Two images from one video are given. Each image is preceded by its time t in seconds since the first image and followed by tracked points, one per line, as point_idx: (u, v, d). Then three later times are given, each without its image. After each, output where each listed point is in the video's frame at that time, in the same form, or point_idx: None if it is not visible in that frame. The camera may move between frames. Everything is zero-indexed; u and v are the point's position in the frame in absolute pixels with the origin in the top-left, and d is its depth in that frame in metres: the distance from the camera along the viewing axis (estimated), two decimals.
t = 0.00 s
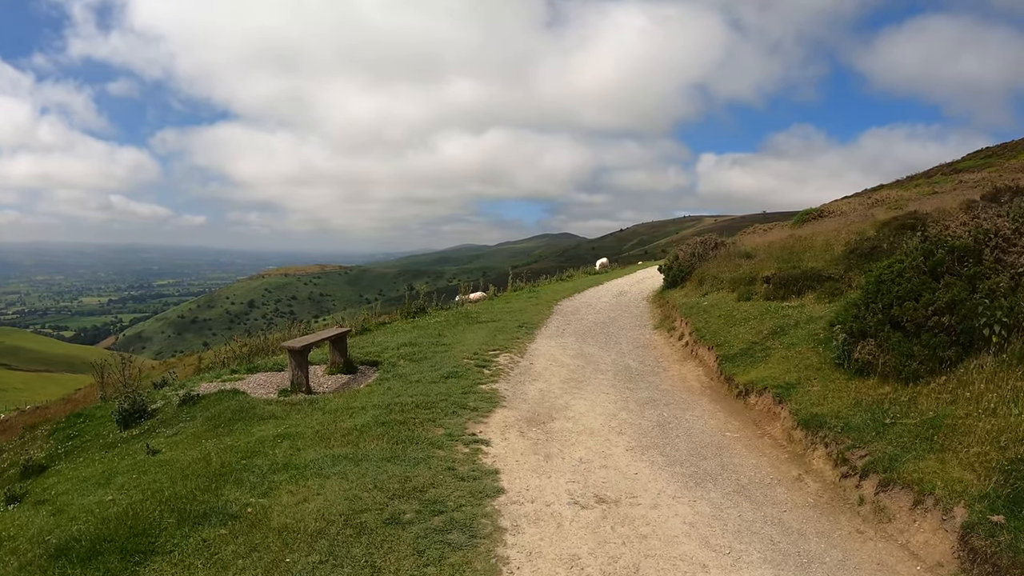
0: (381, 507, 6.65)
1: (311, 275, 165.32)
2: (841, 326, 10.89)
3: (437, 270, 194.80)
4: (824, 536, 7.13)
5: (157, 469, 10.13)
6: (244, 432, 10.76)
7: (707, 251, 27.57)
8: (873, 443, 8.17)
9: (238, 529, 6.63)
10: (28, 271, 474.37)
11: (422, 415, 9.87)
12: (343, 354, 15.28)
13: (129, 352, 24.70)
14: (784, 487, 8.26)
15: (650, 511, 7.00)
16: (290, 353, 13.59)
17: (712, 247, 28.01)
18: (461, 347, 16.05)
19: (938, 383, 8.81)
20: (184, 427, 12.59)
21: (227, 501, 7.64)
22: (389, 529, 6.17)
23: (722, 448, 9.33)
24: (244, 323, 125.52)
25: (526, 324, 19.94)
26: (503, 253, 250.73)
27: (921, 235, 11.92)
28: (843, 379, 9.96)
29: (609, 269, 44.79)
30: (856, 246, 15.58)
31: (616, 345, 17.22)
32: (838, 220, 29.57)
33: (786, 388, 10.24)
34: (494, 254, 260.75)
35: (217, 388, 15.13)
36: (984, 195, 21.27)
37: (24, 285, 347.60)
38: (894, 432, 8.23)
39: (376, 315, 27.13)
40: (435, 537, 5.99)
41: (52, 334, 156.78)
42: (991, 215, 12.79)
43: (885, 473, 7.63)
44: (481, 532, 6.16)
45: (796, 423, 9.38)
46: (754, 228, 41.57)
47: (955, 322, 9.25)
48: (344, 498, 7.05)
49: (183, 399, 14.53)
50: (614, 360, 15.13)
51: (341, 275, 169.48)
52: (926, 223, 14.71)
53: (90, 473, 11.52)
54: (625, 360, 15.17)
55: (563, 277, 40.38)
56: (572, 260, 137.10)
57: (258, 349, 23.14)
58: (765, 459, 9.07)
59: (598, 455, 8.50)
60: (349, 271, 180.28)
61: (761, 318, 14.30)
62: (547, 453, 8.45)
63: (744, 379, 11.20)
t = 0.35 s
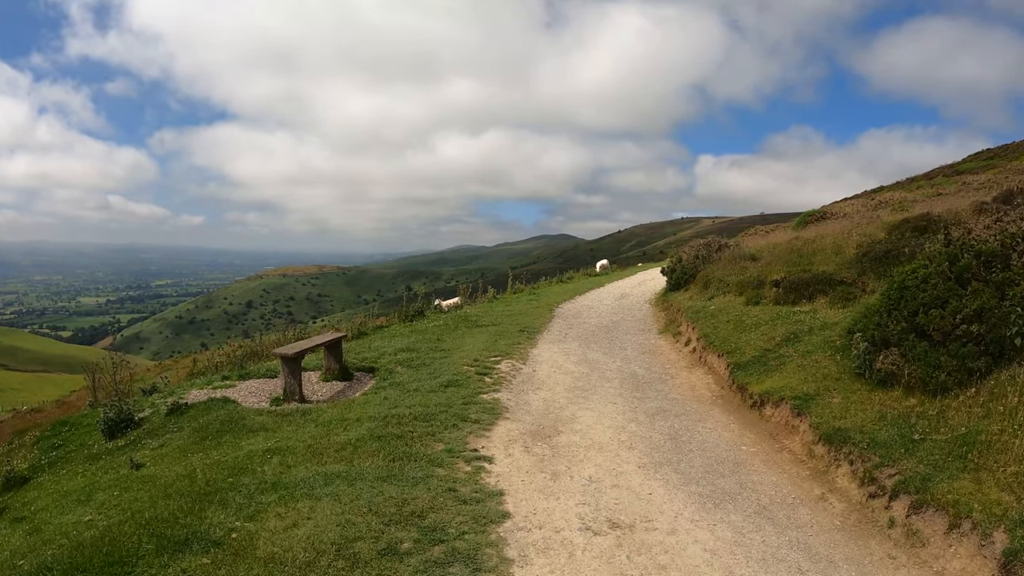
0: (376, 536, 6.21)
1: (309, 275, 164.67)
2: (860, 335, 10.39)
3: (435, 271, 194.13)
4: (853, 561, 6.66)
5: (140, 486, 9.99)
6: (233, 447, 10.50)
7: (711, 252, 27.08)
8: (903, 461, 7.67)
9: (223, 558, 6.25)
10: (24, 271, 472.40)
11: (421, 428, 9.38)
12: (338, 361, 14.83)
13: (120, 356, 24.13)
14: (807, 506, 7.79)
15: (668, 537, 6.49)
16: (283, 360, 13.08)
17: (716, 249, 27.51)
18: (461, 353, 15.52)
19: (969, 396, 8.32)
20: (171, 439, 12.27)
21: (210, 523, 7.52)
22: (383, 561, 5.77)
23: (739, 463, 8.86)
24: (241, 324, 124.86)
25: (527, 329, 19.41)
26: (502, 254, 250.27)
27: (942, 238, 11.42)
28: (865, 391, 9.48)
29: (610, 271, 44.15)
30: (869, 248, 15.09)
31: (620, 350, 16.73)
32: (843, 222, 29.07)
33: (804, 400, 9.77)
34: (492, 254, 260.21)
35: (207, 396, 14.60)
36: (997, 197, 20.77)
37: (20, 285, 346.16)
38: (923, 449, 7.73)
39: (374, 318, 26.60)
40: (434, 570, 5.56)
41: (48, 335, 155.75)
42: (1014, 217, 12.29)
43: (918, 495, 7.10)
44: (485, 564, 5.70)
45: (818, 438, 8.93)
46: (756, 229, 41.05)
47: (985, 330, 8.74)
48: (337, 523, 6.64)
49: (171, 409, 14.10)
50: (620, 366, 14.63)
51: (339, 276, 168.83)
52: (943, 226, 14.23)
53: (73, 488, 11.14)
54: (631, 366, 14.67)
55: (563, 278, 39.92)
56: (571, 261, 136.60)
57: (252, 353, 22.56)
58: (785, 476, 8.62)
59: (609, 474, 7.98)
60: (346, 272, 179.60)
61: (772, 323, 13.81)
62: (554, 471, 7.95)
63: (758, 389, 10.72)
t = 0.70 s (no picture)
0: (355, 559, 5.60)
1: (305, 275, 163.78)
2: (878, 334, 9.80)
3: (432, 271, 193.33)
4: None
5: (110, 496, 9.32)
6: (210, 455, 9.86)
7: (712, 251, 26.50)
8: (931, 472, 7.08)
9: None
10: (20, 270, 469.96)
11: (411, 435, 8.75)
12: (328, 362, 14.21)
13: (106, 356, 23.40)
14: (827, 521, 7.23)
15: (679, 558, 5.90)
16: (267, 361, 12.43)
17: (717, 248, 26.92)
18: (456, 354, 14.89)
19: (1000, 400, 7.75)
20: (148, 445, 11.61)
21: (177, 541, 6.87)
22: None
23: (753, 474, 8.29)
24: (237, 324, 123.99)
25: (524, 329, 18.78)
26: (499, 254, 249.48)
27: (962, 234, 10.86)
28: (884, 396, 8.89)
29: (608, 271, 43.56)
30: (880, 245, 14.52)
31: (621, 350, 16.12)
32: (846, 221, 28.51)
33: (819, 405, 9.19)
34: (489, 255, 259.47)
35: (190, 399, 13.93)
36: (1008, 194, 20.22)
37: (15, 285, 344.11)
38: (953, 459, 7.14)
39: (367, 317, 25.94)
40: None
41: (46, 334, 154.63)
42: None
43: (950, 509, 6.49)
44: None
45: (836, 445, 8.36)
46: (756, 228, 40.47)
47: (1015, 330, 8.16)
48: (314, 542, 6.02)
49: (151, 412, 13.42)
50: (621, 368, 14.01)
51: (336, 275, 168.02)
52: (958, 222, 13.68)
53: (42, 497, 10.48)
54: (633, 368, 14.06)
55: (562, 278, 39.31)
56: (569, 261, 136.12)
57: (241, 353, 21.86)
58: (801, 487, 8.04)
59: (612, 485, 7.38)
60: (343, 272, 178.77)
61: (781, 323, 13.21)
62: (553, 483, 7.33)
63: (769, 392, 10.12)
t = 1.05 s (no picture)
0: None
1: (300, 274, 162.83)
2: (893, 344, 9.43)
3: (428, 270, 192.55)
4: None
5: (80, 515, 8.69)
6: (185, 471, 9.26)
7: (712, 252, 26.02)
8: (956, 496, 6.61)
9: None
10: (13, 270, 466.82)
11: (398, 451, 8.22)
12: (315, 368, 13.64)
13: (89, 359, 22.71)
14: (846, 547, 6.80)
15: None
16: (250, 369, 11.85)
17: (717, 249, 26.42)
18: (448, 360, 14.35)
19: None
20: (124, 458, 11.01)
21: (140, 572, 6.29)
22: None
23: (764, 494, 7.84)
24: (231, 325, 123.05)
25: (520, 333, 18.23)
26: (495, 254, 248.95)
27: (979, 238, 10.47)
28: (902, 410, 8.55)
29: (605, 271, 43.07)
30: (889, 248, 14.07)
31: (619, 355, 15.60)
32: (847, 221, 28.06)
33: (832, 419, 8.74)
34: (486, 254, 258.90)
35: (171, 408, 13.32)
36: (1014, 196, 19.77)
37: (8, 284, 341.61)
38: (979, 482, 6.72)
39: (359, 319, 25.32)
40: None
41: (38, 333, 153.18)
42: None
43: (979, 538, 5.97)
44: None
45: (852, 463, 7.93)
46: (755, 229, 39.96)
47: None
48: None
49: (129, 422, 12.80)
50: (620, 374, 13.49)
51: (331, 275, 167.17)
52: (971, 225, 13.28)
53: (8, 515, 9.87)
54: (632, 374, 13.54)
55: (558, 278, 38.78)
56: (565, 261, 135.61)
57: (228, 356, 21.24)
58: (815, 510, 7.61)
59: (613, 510, 6.86)
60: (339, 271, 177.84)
61: (786, 329, 12.72)
62: (549, 508, 6.79)
63: (778, 404, 9.64)
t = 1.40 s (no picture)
0: None
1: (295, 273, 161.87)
2: (914, 347, 9.03)
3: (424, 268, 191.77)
4: None
5: (54, 531, 8.15)
6: (167, 484, 8.75)
7: (713, 251, 25.59)
8: (990, 511, 6.16)
9: None
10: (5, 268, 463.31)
11: (393, 464, 7.73)
12: (306, 371, 13.12)
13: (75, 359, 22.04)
14: (872, 567, 6.36)
15: None
16: (238, 373, 11.32)
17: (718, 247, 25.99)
18: (445, 362, 13.85)
19: None
20: (104, 468, 10.46)
21: None
22: None
23: (783, 508, 7.40)
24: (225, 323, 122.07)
25: (518, 333, 17.72)
26: (491, 252, 248.25)
27: (1003, 237, 10.16)
28: (925, 417, 8.15)
29: (603, 269, 42.59)
30: (900, 247, 13.68)
31: (621, 357, 15.12)
32: (850, 219, 27.69)
33: (850, 427, 8.32)
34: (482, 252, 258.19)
35: (155, 414, 12.77)
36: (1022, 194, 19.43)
37: None
38: (1013, 495, 6.27)
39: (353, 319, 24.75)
40: None
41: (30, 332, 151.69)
42: None
43: (1017, 557, 5.51)
44: None
45: (875, 474, 7.52)
46: (753, 227, 39.49)
47: None
48: None
49: (112, 428, 12.24)
50: (623, 377, 13.02)
51: (326, 273, 166.21)
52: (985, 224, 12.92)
53: None
54: (636, 377, 13.06)
55: (555, 276, 38.30)
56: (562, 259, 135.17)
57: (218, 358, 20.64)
58: (837, 525, 7.18)
59: (624, 527, 6.39)
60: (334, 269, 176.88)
61: (795, 329, 12.27)
62: (555, 526, 6.31)
63: (793, 411, 9.20)
